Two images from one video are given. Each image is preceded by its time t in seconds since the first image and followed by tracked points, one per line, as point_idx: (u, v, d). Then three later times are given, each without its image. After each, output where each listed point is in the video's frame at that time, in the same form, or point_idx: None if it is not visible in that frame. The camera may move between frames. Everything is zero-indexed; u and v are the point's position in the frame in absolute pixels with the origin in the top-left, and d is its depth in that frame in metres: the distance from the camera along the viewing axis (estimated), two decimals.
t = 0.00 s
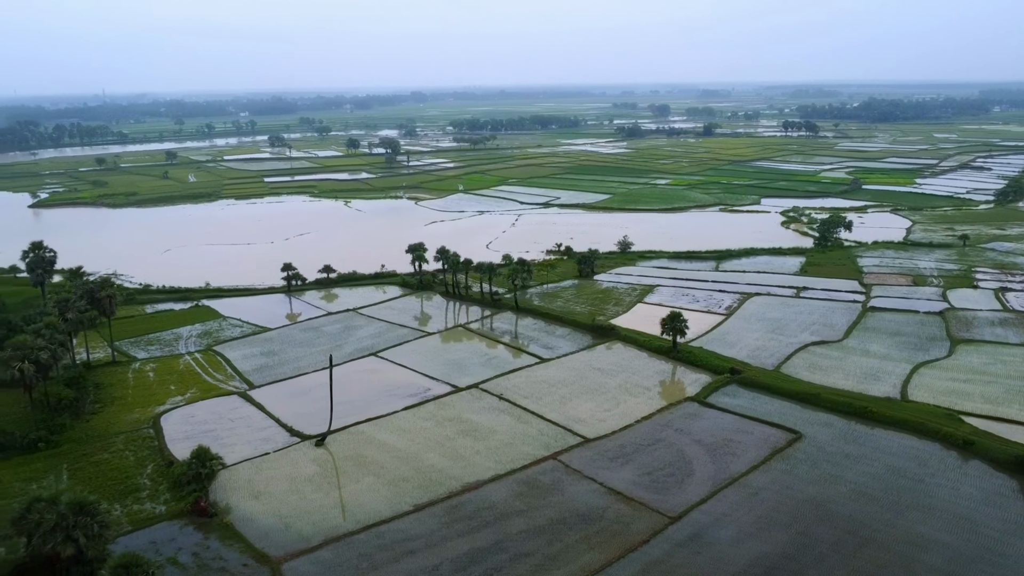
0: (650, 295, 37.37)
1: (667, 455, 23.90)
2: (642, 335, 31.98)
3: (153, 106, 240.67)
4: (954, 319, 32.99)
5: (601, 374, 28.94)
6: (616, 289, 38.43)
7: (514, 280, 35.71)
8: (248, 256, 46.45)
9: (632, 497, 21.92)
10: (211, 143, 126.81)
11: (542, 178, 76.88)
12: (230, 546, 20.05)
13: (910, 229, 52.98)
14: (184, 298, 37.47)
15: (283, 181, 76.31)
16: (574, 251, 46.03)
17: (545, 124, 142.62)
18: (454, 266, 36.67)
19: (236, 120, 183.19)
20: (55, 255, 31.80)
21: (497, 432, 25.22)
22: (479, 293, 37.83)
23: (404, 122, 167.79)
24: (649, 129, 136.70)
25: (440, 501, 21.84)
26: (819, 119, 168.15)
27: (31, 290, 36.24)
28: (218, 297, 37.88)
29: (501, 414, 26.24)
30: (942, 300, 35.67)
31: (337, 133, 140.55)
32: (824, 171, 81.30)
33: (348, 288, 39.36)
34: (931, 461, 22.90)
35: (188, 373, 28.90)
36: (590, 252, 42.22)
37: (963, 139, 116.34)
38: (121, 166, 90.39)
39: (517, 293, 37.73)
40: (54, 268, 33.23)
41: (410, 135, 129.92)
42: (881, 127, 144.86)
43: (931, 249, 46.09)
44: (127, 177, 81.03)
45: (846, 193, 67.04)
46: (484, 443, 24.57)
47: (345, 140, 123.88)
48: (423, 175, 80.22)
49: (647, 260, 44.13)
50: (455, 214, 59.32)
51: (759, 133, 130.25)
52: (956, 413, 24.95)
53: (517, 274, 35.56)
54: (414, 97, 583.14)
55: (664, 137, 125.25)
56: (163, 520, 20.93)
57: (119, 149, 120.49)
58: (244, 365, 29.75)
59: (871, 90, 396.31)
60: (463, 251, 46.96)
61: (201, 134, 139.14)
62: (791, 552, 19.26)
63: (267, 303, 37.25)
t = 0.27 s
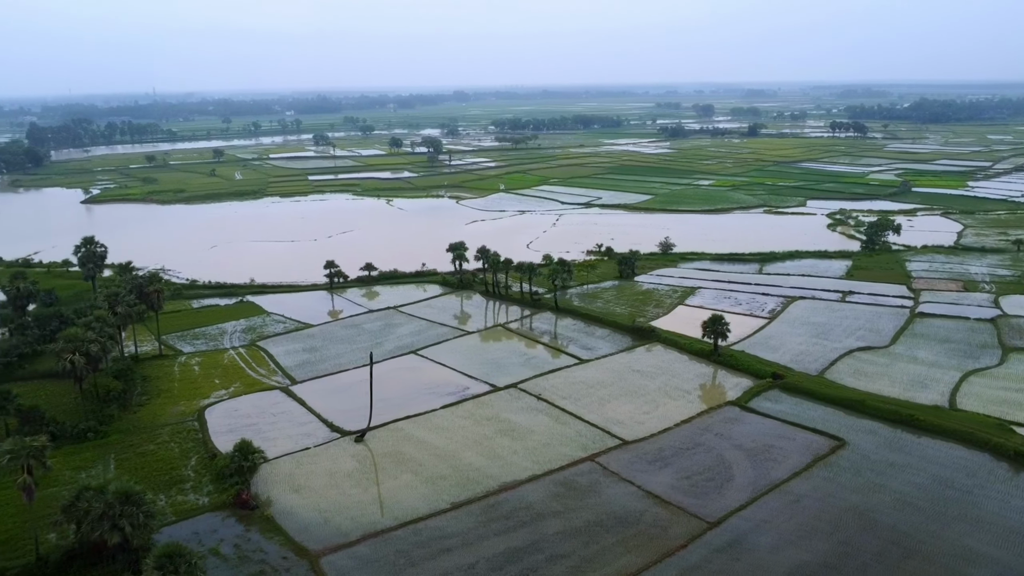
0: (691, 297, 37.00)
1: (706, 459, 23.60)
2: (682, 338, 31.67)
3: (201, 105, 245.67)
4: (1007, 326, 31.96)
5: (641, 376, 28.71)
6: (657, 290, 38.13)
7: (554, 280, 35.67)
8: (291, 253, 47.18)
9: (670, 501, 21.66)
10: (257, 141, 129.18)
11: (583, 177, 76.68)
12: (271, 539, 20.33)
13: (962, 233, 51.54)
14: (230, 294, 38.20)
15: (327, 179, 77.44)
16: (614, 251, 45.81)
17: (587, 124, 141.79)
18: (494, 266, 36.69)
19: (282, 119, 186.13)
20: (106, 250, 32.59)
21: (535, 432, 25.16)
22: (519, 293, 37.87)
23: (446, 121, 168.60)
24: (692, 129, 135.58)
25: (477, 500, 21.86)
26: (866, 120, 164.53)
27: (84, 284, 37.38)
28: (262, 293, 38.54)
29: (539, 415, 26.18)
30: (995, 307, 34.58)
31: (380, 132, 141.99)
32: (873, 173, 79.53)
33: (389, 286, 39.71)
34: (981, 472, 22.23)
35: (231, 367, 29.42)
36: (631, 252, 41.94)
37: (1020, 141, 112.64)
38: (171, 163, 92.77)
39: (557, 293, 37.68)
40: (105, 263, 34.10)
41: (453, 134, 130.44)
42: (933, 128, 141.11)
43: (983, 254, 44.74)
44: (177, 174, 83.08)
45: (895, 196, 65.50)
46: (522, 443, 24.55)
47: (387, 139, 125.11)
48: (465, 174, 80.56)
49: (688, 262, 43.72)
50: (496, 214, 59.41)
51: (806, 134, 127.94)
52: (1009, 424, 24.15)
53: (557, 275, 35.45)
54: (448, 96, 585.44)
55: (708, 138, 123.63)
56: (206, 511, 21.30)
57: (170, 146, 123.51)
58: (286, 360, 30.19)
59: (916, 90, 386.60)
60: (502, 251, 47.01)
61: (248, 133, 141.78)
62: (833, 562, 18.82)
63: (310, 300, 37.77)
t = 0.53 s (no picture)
0: (733, 300, 36.55)
1: (746, 464, 23.25)
2: (724, 341, 31.29)
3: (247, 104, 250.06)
4: None
5: (681, 379, 28.43)
6: (699, 293, 37.75)
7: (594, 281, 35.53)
8: (333, 250, 47.75)
9: (709, 506, 21.36)
10: (302, 140, 131.22)
11: (624, 178, 76.31)
12: (310, 533, 20.56)
13: (1018, 238, 49.94)
14: (274, 290, 38.83)
15: (369, 177, 78.41)
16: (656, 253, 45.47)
17: (630, 123, 140.78)
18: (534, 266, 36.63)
19: (327, 118, 188.63)
20: (154, 246, 33.22)
21: (573, 433, 25.05)
22: (559, 293, 37.80)
23: (486, 121, 169.05)
24: (735, 129, 133.96)
25: (514, 500, 21.82)
26: (916, 120, 160.49)
27: (134, 279, 38.41)
28: (305, 290, 39.06)
29: (577, 416, 26.07)
30: None
31: (422, 131, 143.00)
32: (923, 175, 77.57)
33: (430, 285, 39.97)
34: None
35: (273, 362, 29.86)
36: (672, 253, 41.58)
37: None
38: (219, 161, 94.85)
39: (597, 294, 37.54)
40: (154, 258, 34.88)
41: (494, 134, 130.66)
42: (987, 129, 136.89)
43: None
44: (225, 171, 84.86)
45: (946, 199, 63.80)
46: (560, 444, 24.46)
47: (429, 139, 125.97)
48: (505, 174, 80.70)
49: (731, 264, 43.20)
50: (537, 214, 59.35)
51: (853, 135, 125.38)
52: None
53: (597, 276, 35.25)
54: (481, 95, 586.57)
55: (753, 138, 121.74)
56: (248, 504, 21.63)
57: (217, 144, 126.22)
58: (327, 356, 30.54)
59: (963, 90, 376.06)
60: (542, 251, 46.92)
61: (293, 131, 144.18)
62: (877, 573, 18.34)
63: (351, 298, 38.18)
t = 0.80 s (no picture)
0: (777, 303, 36.00)
1: (787, 471, 22.85)
2: (766, 345, 30.83)
3: (293, 102, 253.75)
4: None
5: (721, 382, 28.07)
6: (741, 295, 37.27)
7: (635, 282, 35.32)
8: (375, 248, 48.21)
9: (749, 512, 21.00)
10: (347, 139, 132.77)
11: (666, 178, 75.70)
12: (349, 527, 20.75)
13: None
14: (317, 287, 39.37)
15: (411, 176, 79.13)
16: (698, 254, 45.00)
17: (673, 124, 139.36)
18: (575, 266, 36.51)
19: (371, 117, 190.39)
20: (201, 242, 34.01)
21: (611, 435, 24.90)
22: (599, 294, 37.64)
23: (528, 120, 168.68)
24: (779, 129, 131.89)
25: (551, 501, 21.74)
26: (970, 121, 155.90)
27: (181, 274, 39.32)
28: (348, 287, 39.54)
29: (616, 418, 25.89)
30: None
31: (465, 130, 143.60)
32: (978, 178, 75.27)
33: (470, 284, 40.13)
34: None
35: (316, 358, 30.25)
36: (714, 255, 41.10)
37: None
38: (265, 159, 96.55)
39: (638, 295, 37.29)
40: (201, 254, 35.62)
41: (537, 134, 130.34)
42: None
43: None
44: (271, 169, 86.35)
45: (1002, 203, 61.83)
46: (598, 445, 24.32)
47: (471, 138, 126.25)
48: (546, 173, 80.70)
49: (775, 267, 42.57)
50: (578, 214, 59.17)
51: (903, 136, 122.35)
52: None
53: (639, 277, 35.00)
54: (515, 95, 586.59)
55: (799, 139, 119.55)
56: (288, 497, 21.90)
57: (263, 142, 128.42)
58: (368, 354, 30.83)
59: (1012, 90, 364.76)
60: (582, 251, 46.77)
61: (338, 130, 146.01)
62: None
63: (392, 295, 38.53)
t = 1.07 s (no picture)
0: (821, 307, 35.38)
1: (829, 478, 22.41)
2: (809, 350, 30.33)
3: (338, 101, 256.56)
4: None
5: (763, 387, 27.66)
6: (785, 299, 36.72)
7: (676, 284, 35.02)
8: (416, 247, 48.59)
9: (789, 520, 20.62)
10: (390, 138, 133.92)
11: (709, 179, 74.91)
12: (387, 523, 20.89)
13: None
14: (359, 285, 39.83)
15: (453, 175, 79.63)
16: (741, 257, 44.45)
17: (718, 124, 137.42)
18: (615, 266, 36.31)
19: (414, 116, 191.71)
20: (246, 238, 34.27)
21: (650, 438, 24.71)
22: (640, 296, 37.39)
23: (569, 120, 167.86)
24: (825, 130, 129.40)
25: (588, 502, 21.62)
26: None
27: (227, 271, 40.12)
28: (389, 285, 39.93)
29: (655, 421, 25.69)
30: None
31: (507, 130, 143.78)
32: None
33: (510, 284, 40.21)
34: None
35: (356, 355, 30.56)
36: (757, 257, 40.53)
37: None
38: (309, 157, 97.95)
39: (679, 298, 36.98)
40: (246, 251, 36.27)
41: (579, 134, 129.65)
42: None
43: None
44: (315, 168, 87.64)
45: None
46: (636, 448, 24.14)
47: (513, 138, 126.24)
48: (588, 173, 80.49)
49: (820, 271, 41.83)
50: (620, 215, 58.89)
51: (956, 137, 118.91)
52: None
53: (680, 279, 34.68)
54: (548, 93, 584.90)
55: (846, 139, 117.15)
56: (328, 492, 22.12)
57: (307, 141, 130.34)
58: (408, 352, 31.04)
59: None
60: (622, 252, 46.51)
61: (381, 129, 147.38)
62: None
63: (433, 294, 38.79)
